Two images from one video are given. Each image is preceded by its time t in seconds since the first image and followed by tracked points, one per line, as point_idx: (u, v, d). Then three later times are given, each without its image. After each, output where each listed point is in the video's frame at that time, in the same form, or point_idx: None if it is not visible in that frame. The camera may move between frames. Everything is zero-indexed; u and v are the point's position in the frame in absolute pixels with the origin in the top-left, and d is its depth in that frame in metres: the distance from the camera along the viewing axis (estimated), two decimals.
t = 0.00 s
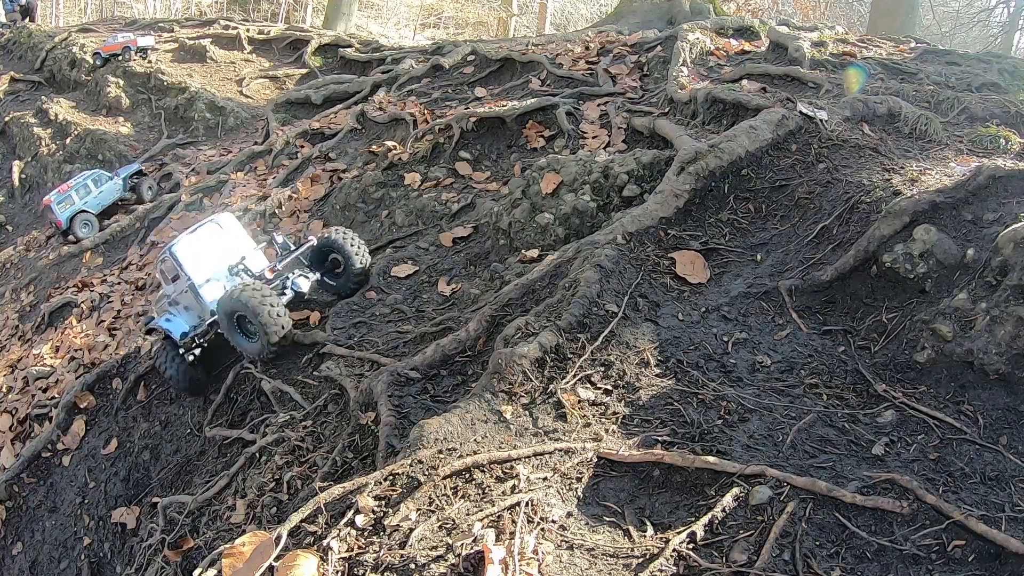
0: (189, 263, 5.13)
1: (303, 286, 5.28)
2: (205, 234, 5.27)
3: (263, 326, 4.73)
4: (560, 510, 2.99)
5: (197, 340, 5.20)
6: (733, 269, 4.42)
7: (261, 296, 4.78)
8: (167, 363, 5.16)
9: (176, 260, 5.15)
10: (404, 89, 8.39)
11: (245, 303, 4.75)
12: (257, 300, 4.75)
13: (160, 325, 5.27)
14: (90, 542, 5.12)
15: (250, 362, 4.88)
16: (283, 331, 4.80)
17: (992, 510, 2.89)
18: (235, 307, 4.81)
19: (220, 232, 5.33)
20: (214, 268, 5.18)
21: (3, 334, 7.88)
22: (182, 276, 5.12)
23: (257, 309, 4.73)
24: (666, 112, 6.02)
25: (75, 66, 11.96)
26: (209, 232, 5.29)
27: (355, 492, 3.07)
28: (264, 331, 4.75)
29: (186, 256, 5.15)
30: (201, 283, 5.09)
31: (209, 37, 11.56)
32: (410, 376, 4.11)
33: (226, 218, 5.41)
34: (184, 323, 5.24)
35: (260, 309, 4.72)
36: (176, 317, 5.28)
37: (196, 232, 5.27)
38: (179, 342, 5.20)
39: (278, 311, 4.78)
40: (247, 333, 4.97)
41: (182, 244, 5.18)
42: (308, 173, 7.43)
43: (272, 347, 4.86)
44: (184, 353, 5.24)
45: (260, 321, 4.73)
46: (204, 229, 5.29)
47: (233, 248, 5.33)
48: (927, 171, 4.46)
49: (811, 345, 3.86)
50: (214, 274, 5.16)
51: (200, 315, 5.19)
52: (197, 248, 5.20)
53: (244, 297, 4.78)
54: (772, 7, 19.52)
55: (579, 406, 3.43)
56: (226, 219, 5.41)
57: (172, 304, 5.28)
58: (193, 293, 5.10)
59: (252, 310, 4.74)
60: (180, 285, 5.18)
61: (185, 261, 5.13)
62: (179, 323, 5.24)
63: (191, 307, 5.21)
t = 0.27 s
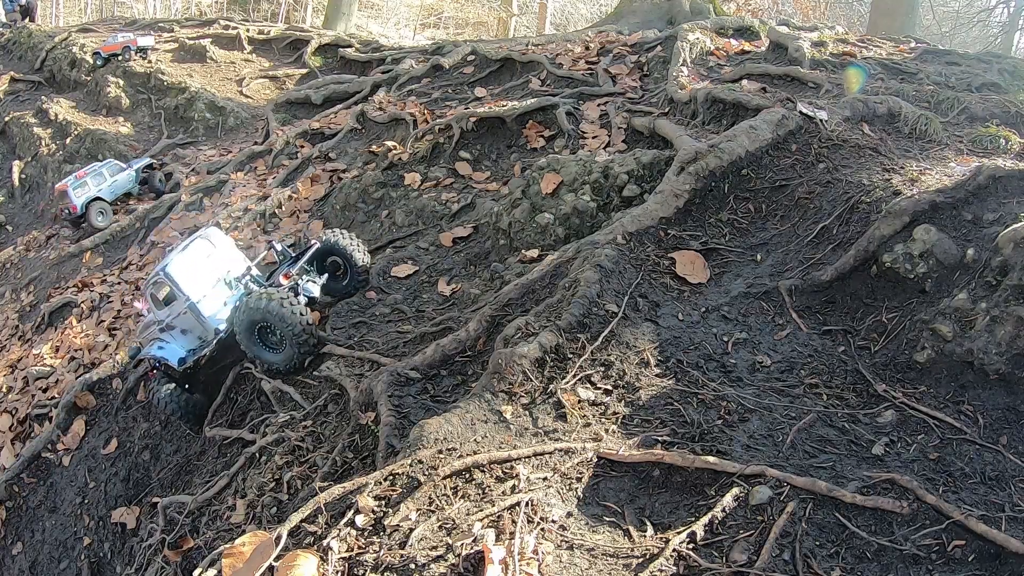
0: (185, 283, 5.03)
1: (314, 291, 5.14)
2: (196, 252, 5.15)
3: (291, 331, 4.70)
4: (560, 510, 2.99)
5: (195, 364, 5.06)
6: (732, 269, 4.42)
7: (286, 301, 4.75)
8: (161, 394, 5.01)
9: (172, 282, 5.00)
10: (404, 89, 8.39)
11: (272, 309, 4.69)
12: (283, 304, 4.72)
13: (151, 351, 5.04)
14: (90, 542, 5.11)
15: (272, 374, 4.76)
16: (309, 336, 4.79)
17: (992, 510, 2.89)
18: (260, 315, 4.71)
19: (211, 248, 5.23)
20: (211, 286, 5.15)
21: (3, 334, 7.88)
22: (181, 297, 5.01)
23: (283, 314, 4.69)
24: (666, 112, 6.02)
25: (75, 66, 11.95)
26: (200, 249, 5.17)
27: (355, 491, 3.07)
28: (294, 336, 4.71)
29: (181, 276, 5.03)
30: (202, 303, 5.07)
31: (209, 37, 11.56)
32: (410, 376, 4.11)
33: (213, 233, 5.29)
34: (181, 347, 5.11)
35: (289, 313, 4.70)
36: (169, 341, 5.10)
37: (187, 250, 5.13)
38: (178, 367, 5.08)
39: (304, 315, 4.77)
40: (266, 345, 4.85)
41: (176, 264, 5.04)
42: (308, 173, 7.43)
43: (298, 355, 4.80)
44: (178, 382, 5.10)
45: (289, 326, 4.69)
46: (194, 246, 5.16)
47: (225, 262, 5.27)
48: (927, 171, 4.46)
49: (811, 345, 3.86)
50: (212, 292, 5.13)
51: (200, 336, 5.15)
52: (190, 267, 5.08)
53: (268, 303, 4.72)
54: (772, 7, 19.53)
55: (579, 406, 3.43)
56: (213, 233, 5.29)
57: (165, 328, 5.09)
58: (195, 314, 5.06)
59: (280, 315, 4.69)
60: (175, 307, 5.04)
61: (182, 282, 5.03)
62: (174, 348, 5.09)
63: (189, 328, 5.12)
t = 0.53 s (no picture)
0: (184, 282, 5.02)
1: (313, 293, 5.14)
2: (196, 251, 5.15)
3: (288, 336, 4.65)
4: (560, 510, 2.99)
5: (195, 365, 5.04)
6: (732, 269, 4.42)
7: (282, 305, 4.71)
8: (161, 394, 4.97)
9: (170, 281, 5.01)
10: (404, 89, 8.39)
11: (268, 313, 4.66)
12: (279, 309, 4.69)
13: (151, 349, 5.04)
14: (90, 542, 5.12)
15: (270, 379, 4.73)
16: (307, 341, 4.73)
17: (992, 510, 2.89)
18: (257, 319, 4.70)
19: (212, 248, 5.22)
20: (210, 286, 5.12)
21: (3, 335, 7.88)
22: (179, 296, 5.01)
23: (278, 317, 4.65)
24: (666, 112, 6.03)
25: (75, 67, 11.95)
26: (201, 249, 5.16)
27: (355, 491, 3.07)
28: (289, 342, 4.66)
29: (179, 274, 5.03)
30: (201, 302, 5.05)
31: (209, 37, 11.56)
32: (410, 376, 4.11)
33: (215, 232, 5.28)
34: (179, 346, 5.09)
35: (285, 318, 4.66)
36: (168, 340, 5.08)
37: (187, 249, 5.13)
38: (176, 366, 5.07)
39: (301, 320, 4.71)
40: (265, 349, 4.84)
41: (175, 263, 5.04)
42: (308, 173, 7.43)
43: (295, 359, 4.76)
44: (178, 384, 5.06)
45: (284, 331, 4.64)
46: (194, 245, 5.16)
47: (226, 262, 5.25)
48: (927, 171, 4.46)
49: (811, 345, 3.86)
50: (211, 292, 5.11)
51: (198, 336, 5.11)
52: (190, 266, 5.08)
53: (265, 307, 4.70)
54: (772, 7, 19.54)
55: (579, 406, 3.43)
56: (215, 233, 5.29)
57: (164, 327, 5.07)
58: (193, 313, 5.04)
59: (276, 319, 4.65)
60: (174, 305, 5.03)
61: (181, 281, 5.02)
62: (172, 347, 5.07)
63: (187, 328, 5.09)
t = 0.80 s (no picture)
0: (184, 283, 4.99)
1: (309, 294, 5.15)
2: (195, 251, 5.12)
3: (280, 335, 4.67)
4: (560, 510, 2.99)
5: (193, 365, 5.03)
6: (732, 269, 4.42)
7: (274, 304, 4.73)
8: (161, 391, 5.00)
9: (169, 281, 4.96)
10: (404, 89, 8.39)
11: (260, 313, 4.68)
12: (270, 308, 4.71)
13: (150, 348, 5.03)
14: (91, 541, 5.12)
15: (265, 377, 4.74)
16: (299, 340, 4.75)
17: (992, 510, 2.89)
18: (249, 319, 4.72)
19: (211, 248, 5.20)
20: (209, 286, 5.11)
21: (3, 335, 7.88)
22: (178, 296, 4.98)
23: (269, 315, 4.67)
24: (666, 112, 6.03)
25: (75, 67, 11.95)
26: (199, 249, 5.14)
27: (355, 492, 3.07)
28: (281, 340, 4.68)
29: (179, 275, 4.98)
30: (200, 303, 5.04)
31: (210, 37, 11.56)
32: (410, 376, 4.11)
33: (213, 232, 5.26)
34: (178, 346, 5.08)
35: (277, 317, 4.68)
36: (167, 339, 5.08)
37: (185, 249, 5.09)
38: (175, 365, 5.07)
39: (292, 318, 4.74)
40: (259, 349, 4.84)
41: (174, 263, 4.99)
42: (308, 173, 7.43)
43: (288, 357, 4.77)
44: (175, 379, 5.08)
45: (276, 330, 4.67)
46: (193, 245, 5.13)
47: (225, 262, 5.24)
48: (927, 171, 4.46)
49: (811, 345, 3.86)
50: (210, 292, 5.10)
51: (197, 336, 5.10)
52: (189, 266, 5.05)
53: (257, 307, 4.72)
54: (772, 7, 19.56)
55: (579, 406, 3.43)
56: (213, 233, 5.26)
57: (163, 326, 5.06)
58: (193, 314, 5.02)
59: (268, 318, 4.67)
60: (173, 305, 5.01)
61: (180, 282, 4.98)
62: (171, 346, 5.06)
63: (186, 328, 5.07)
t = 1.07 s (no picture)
0: (168, 284, 4.98)
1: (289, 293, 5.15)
2: (179, 253, 5.12)
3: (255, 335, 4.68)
4: (560, 510, 2.99)
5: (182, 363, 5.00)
6: (732, 269, 4.42)
7: (250, 305, 4.72)
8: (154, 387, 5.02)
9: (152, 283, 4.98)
10: (404, 89, 8.39)
11: (235, 314, 4.66)
12: (247, 309, 4.69)
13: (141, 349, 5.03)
14: (91, 541, 5.11)
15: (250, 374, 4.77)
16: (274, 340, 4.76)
17: (992, 510, 2.89)
18: (225, 319, 4.70)
19: (195, 248, 5.21)
20: (193, 286, 5.07)
21: (3, 335, 7.88)
22: (162, 297, 4.96)
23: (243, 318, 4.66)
24: (666, 112, 6.02)
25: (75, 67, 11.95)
26: (183, 251, 5.15)
27: (355, 492, 3.07)
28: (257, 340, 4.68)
29: (164, 277, 5.00)
30: (184, 302, 4.99)
31: (210, 37, 11.56)
32: (410, 376, 4.11)
33: (198, 233, 5.28)
34: (167, 346, 5.04)
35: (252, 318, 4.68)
36: (157, 339, 5.06)
37: (169, 251, 5.12)
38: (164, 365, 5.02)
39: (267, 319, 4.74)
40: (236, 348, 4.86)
41: (157, 265, 5.03)
42: (308, 173, 7.43)
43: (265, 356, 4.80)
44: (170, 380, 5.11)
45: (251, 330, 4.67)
46: (177, 248, 5.14)
47: (210, 262, 5.22)
48: (927, 171, 4.46)
49: (811, 345, 3.86)
50: (195, 291, 5.06)
51: (184, 335, 5.04)
52: (173, 268, 5.05)
53: (232, 308, 4.70)
54: (772, 7, 19.57)
55: (579, 406, 3.44)
56: (198, 234, 5.28)
57: (152, 327, 5.05)
58: (178, 314, 4.97)
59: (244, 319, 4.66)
60: (159, 306, 5.00)
61: (165, 283, 4.98)
62: (161, 346, 5.04)
63: (173, 328, 5.03)
